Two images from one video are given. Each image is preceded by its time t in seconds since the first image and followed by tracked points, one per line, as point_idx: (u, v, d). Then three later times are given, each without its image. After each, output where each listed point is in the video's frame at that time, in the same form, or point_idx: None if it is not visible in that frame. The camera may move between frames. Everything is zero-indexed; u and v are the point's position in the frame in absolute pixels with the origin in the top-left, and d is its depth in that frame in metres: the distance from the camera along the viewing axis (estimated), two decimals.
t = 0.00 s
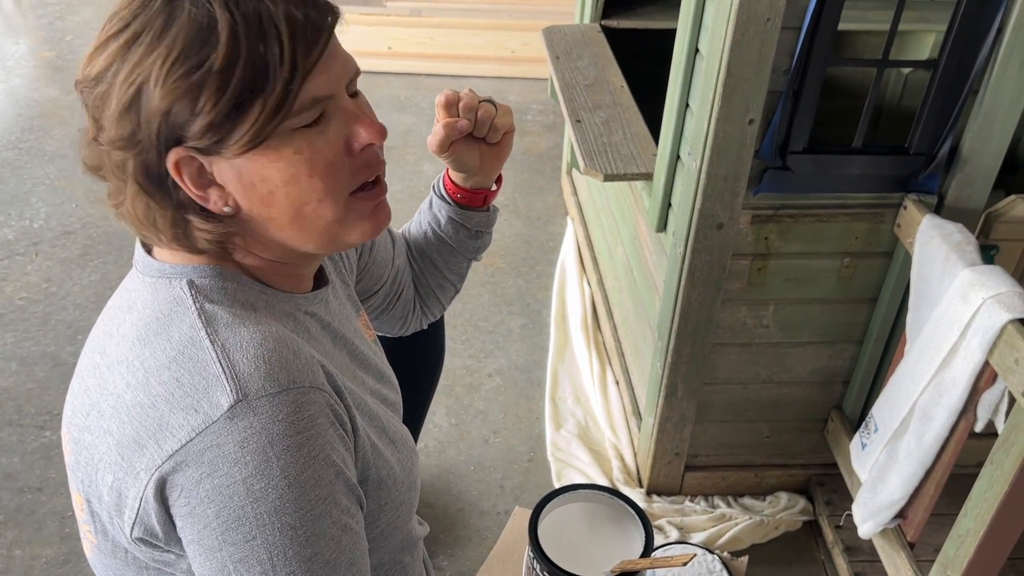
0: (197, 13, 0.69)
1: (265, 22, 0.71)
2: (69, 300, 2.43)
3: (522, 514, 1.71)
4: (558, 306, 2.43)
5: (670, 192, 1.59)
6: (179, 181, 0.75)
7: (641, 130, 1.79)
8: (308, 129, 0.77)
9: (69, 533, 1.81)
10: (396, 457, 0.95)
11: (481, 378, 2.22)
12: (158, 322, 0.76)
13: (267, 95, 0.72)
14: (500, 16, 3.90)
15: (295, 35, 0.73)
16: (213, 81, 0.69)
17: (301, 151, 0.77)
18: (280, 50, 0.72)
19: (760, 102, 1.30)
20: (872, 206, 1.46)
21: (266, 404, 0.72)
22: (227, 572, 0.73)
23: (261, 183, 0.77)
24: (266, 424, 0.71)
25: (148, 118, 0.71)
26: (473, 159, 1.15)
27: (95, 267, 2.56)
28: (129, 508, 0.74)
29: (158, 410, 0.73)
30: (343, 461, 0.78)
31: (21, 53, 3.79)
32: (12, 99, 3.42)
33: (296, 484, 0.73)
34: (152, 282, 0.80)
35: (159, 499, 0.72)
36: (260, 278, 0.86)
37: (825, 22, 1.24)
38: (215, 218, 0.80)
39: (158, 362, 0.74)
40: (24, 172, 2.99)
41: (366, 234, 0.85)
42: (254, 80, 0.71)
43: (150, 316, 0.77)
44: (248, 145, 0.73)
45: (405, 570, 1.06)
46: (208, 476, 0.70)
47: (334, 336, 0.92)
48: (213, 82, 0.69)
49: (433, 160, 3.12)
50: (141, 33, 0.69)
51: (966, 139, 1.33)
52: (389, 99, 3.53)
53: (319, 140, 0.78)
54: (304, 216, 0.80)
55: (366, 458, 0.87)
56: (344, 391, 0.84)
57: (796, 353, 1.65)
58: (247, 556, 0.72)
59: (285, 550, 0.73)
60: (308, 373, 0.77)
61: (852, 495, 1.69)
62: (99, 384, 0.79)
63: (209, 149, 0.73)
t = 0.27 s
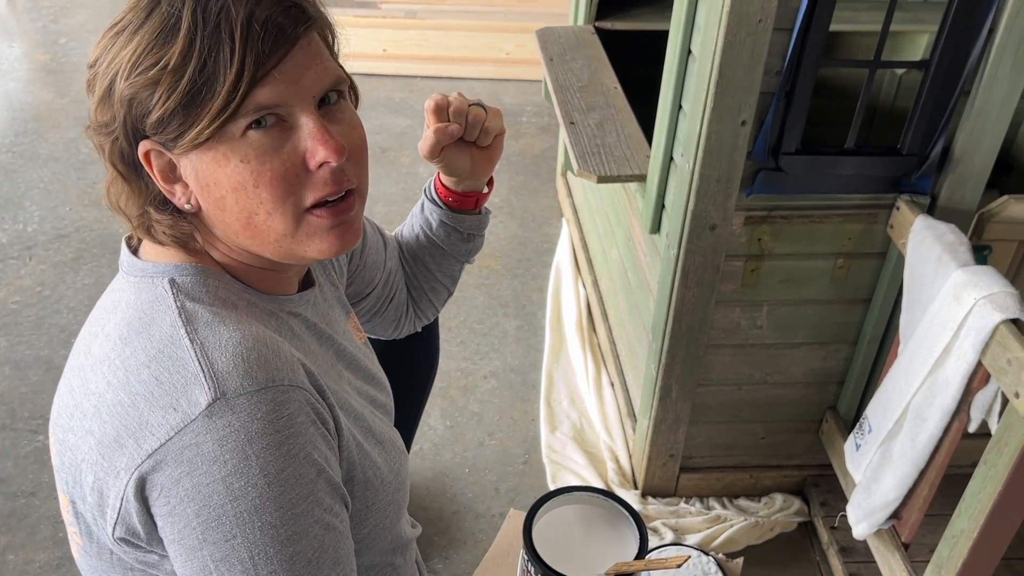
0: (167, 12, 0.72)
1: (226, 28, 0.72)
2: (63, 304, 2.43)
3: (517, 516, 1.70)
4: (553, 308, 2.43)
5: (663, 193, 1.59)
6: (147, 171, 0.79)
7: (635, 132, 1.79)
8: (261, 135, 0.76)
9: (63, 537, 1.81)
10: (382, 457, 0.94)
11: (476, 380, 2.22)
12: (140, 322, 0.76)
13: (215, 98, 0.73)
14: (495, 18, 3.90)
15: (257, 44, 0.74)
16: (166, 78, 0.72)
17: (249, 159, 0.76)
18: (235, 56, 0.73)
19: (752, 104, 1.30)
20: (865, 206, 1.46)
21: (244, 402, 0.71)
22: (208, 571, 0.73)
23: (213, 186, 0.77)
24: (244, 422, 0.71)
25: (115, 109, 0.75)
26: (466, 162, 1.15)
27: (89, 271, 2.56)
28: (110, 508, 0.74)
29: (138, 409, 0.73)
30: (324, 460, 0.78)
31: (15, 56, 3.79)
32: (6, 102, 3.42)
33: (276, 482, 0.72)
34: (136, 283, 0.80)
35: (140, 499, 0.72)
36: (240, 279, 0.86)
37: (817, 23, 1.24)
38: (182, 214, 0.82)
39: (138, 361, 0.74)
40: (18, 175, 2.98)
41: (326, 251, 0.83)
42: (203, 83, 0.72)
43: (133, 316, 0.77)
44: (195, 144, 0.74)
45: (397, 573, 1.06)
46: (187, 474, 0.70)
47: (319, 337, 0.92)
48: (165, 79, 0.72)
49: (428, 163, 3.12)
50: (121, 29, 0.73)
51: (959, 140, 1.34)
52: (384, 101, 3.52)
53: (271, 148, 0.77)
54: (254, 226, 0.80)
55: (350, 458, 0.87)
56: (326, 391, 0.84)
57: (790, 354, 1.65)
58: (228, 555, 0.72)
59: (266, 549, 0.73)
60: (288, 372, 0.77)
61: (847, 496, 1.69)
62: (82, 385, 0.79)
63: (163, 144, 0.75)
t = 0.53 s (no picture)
0: (171, 19, 0.73)
1: (231, 36, 0.74)
2: (60, 308, 2.43)
3: (513, 518, 1.71)
4: (549, 310, 2.44)
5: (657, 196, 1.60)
6: (150, 176, 0.80)
7: (629, 135, 1.80)
8: (263, 141, 0.77)
9: (61, 541, 1.81)
10: (379, 457, 0.95)
11: (473, 383, 2.23)
12: (140, 323, 0.77)
13: (217, 106, 0.74)
14: (490, 22, 3.91)
15: (260, 52, 0.75)
16: (170, 85, 0.73)
17: (252, 163, 0.77)
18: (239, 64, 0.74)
19: (745, 107, 1.31)
20: (857, 208, 1.47)
21: (245, 402, 0.72)
22: (209, 569, 0.73)
23: (216, 190, 0.78)
24: (245, 421, 0.72)
25: (120, 115, 0.76)
26: (468, 169, 1.17)
27: (86, 275, 2.57)
28: (112, 508, 0.75)
29: (139, 409, 0.73)
30: (323, 459, 0.79)
31: (11, 61, 3.79)
32: (3, 107, 3.42)
33: (276, 480, 0.73)
34: (135, 285, 0.81)
35: (141, 498, 0.73)
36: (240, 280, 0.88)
37: (808, 28, 1.25)
38: (184, 217, 0.83)
39: (139, 362, 0.75)
40: (14, 180, 2.99)
41: (327, 254, 0.84)
42: (207, 90, 0.73)
43: (133, 317, 0.78)
44: (199, 150, 0.75)
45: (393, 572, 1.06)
46: (188, 473, 0.71)
47: (316, 338, 0.93)
48: (170, 86, 0.73)
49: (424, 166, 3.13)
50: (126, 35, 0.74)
51: (949, 142, 1.35)
52: (379, 105, 3.54)
53: (273, 153, 0.78)
54: (256, 229, 0.81)
55: (348, 458, 0.88)
56: (324, 391, 0.85)
57: (783, 356, 1.66)
58: (228, 553, 0.73)
59: (266, 546, 0.74)
60: (287, 372, 0.78)
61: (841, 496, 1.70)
62: (83, 386, 0.80)
63: (167, 150, 0.76)
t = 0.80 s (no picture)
0: (164, 18, 0.73)
1: (223, 36, 0.73)
2: (52, 310, 2.43)
3: (506, 519, 1.71)
4: (543, 311, 2.44)
5: (650, 196, 1.60)
6: (139, 173, 0.79)
7: (621, 136, 1.80)
8: (254, 141, 0.77)
9: (52, 543, 1.80)
10: (369, 458, 0.95)
11: (466, 384, 2.22)
12: (128, 323, 0.76)
13: (208, 105, 0.74)
14: (484, 23, 3.92)
15: (253, 53, 0.75)
16: (161, 84, 0.72)
17: (242, 163, 0.77)
18: (231, 65, 0.73)
19: (736, 107, 1.31)
20: (848, 208, 1.47)
21: (233, 402, 0.72)
22: (197, 570, 0.73)
23: (206, 189, 0.78)
24: (233, 421, 0.72)
25: (109, 111, 0.75)
26: (457, 169, 1.17)
27: (78, 277, 2.56)
28: (99, 509, 0.74)
29: (127, 409, 0.73)
30: (312, 459, 0.79)
31: (4, 64, 3.79)
32: None
33: (265, 480, 0.73)
34: (124, 285, 0.81)
35: (128, 498, 0.73)
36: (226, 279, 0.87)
37: (798, 28, 1.26)
38: (174, 216, 0.83)
39: (126, 362, 0.75)
40: (7, 182, 2.98)
41: (315, 257, 0.84)
42: (198, 90, 0.73)
43: (121, 317, 0.78)
44: (189, 149, 0.75)
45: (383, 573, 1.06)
46: (176, 473, 0.70)
47: (306, 339, 0.93)
48: (160, 85, 0.72)
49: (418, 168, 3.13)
50: (118, 32, 0.74)
51: (940, 142, 1.35)
52: (373, 107, 3.53)
53: (263, 153, 0.77)
54: (244, 230, 0.80)
55: (337, 458, 0.88)
56: (314, 391, 0.84)
57: (776, 356, 1.66)
58: (216, 554, 0.72)
59: (254, 547, 0.74)
60: (276, 371, 0.77)
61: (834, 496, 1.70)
62: (70, 386, 0.79)
63: (157, 147, 0.76)
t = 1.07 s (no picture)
0: (164, 28, 0.73)
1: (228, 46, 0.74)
2: (45, 315, 2.42)
3: (499, 524, 1.71)
4: (536, 316, 2.45)
5: (642, 202, 1.60)
6: (135, 184, 0.78)
7: (614, 141, 1.81)
8: (260, 150, 0.77)
9: (44, 549, 1.80)
10: (360, 465, 0.95)
11: (460, 389, 2.23)
12: (120, 331, 0.76)
13: (213, 115, 0.74)
14: (478, 28, 3.93)
15: (258, 63, 0.76)
16: (164, 94, 0.72)
17: (247, 171, 0.77)
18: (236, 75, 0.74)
19: (726, 113, 1.32)
20: (839, 213, 1.48)
21: (226, 410, 0.72)
22: None
23: (207, 197, 0.78)
24: (226, 429, 0.72)
25: (106, 121, 0.74)
26: (451, 173, 1.17)
27: (71, 282, 2.56)
28: (90, 517, 0.74)
29: (119, 417, 0.73)
30: (304, 467, 0.79)
31: None
32: None
33: (257, 488, 0.73)
34: (116, 293, 0.80)
35: (120, 506, 0.73)
36: (219, 287, 0.87)
37: (788, 34, 1.26)
38: (170, 225, 0.82)
39: (118, 370, 0.75)
40: None
41: (316, 264, 0.85)
42: (202, 99, 0.73)
43: (113, 325, 0.78)
44: (194, 158, 0.75)
45: None
46: (169, 481, 0.71)
47: (298, 347, 0.93)
48: (163, 95, 0.72)
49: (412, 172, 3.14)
50: (115, 43, 0.74)
51: (930, 147, 1.36)
52: (367, 112, 3.54)
53: (268, 162, 0.78)
54: (246, 237, 0.80)
55: (328, 466, 0.88)
56: (306, 398, 0.85)
57: (768, 360, 1.67)
58: (208, 562, 0.73)
59: (246, 555, 0.74)
60: (269, 379, 0.77)
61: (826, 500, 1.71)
62: (61, 394, 0.79)
63: (158, 157, 0.75)
